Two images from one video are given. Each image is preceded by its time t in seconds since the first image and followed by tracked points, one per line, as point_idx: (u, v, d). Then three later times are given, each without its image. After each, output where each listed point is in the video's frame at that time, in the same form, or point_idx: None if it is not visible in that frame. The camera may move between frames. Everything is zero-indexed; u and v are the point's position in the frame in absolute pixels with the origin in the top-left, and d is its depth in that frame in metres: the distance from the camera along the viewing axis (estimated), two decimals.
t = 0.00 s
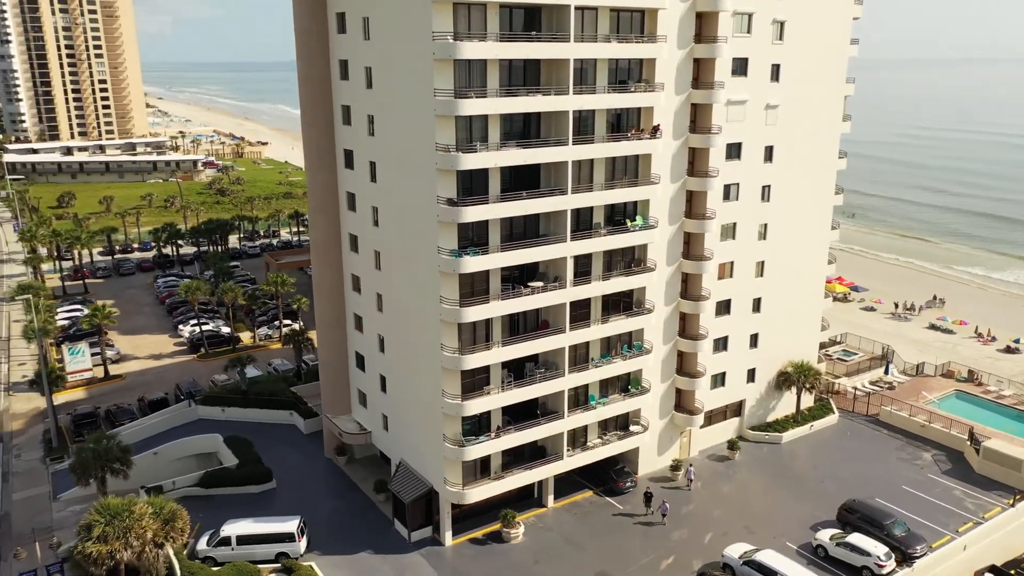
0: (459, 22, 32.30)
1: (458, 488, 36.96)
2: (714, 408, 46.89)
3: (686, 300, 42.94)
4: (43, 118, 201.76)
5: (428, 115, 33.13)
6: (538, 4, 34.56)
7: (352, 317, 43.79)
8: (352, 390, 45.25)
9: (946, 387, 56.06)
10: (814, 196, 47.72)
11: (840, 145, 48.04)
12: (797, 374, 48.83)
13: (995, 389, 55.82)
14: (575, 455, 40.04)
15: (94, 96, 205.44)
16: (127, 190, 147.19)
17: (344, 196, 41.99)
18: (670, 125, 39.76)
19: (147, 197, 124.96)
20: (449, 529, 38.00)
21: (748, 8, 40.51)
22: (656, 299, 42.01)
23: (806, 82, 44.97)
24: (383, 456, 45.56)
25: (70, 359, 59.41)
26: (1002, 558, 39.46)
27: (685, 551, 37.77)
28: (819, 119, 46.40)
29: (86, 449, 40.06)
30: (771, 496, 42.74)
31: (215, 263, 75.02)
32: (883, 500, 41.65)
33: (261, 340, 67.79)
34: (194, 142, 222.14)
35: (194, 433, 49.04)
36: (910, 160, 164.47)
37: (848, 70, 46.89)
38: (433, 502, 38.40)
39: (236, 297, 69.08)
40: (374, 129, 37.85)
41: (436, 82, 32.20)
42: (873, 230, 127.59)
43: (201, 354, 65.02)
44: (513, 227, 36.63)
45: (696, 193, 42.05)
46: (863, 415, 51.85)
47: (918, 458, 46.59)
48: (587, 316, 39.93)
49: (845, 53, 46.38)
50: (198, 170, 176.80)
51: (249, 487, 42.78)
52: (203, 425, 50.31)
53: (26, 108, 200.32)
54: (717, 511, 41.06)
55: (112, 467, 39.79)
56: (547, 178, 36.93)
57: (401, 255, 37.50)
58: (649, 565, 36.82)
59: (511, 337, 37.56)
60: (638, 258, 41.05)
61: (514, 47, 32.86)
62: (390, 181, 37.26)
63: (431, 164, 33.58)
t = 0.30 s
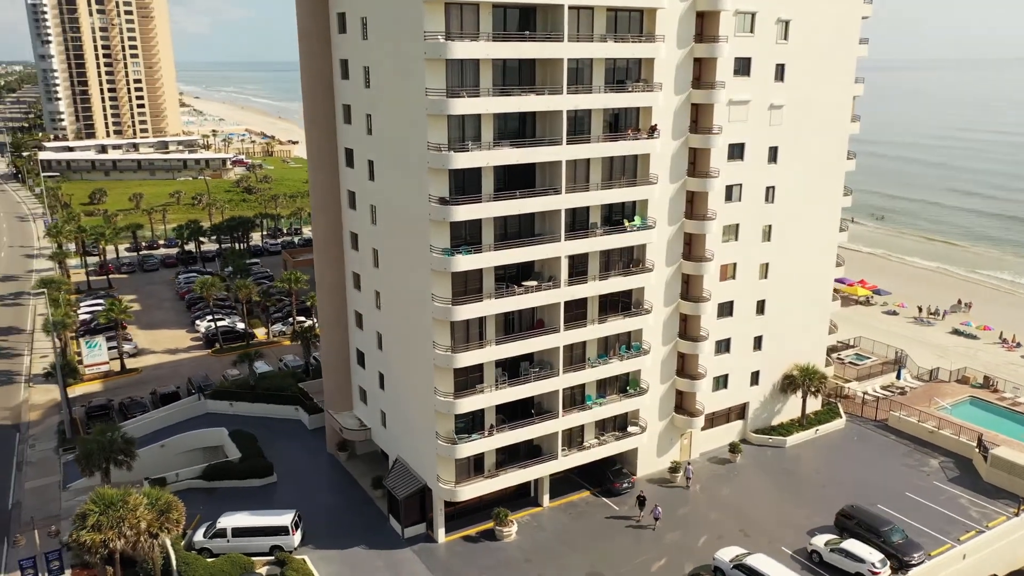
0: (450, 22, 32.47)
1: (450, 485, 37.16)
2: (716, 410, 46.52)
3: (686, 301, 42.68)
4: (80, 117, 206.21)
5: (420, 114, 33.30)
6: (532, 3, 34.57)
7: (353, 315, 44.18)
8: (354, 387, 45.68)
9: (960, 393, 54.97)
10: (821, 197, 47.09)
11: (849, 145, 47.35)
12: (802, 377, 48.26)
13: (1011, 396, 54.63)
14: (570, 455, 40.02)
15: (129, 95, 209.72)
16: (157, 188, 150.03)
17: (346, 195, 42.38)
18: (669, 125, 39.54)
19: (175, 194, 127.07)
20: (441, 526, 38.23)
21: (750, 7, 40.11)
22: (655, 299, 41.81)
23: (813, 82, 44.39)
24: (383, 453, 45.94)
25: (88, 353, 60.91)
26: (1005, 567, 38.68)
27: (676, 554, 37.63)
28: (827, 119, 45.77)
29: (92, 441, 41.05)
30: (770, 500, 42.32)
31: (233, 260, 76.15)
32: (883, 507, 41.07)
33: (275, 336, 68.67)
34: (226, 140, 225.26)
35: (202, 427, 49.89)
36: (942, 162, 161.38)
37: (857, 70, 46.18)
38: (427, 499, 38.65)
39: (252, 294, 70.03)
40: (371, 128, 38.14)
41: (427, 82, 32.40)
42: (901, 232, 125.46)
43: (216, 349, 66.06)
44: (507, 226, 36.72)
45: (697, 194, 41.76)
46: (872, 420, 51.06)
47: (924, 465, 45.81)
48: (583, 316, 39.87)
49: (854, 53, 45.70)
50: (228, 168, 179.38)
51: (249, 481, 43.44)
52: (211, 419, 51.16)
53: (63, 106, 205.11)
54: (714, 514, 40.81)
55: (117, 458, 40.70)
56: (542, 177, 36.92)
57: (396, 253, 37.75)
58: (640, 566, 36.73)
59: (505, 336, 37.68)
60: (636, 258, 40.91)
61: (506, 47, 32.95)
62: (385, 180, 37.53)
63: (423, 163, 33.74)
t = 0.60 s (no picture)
0: (445, 22, 32.68)
1: (445, 482, 37.37)
2: (720, 413, 46.12)
3: (688, 302, 42.38)
4: (119, 115, 210.66)
5: (414, 113, 33.53)
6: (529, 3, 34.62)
7: (357, 312, 44.60)
8: (358, 383, 46.13)
9: (978, 400, 53.78)
10: (831, 198, 46.43)
11: (860, 146, 46.60)
12: (810, 381, 47.62)
13: None
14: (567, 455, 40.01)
15: (166, 94, 213.78)
16: (189, 185, 152.88)
17: (349, 193, 42.78)
18: (670, 125, 39.32)
19: (205, 192, 129.21)
20: (437, 523, 38.47)
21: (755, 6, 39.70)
22: (656, 299, 41.60)
23: (821, 82, 43.80)
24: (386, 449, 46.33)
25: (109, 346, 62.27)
26: None
27: (671, 556, 37.41)
28: (836, 119, 45.12)
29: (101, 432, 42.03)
30: (772, 504, 41.87)
31: (253, 256, 77.26)
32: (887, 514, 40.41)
33: (292, 332, 69.53)
34: (260, 139, 228.45)
35: (212, 420, 50.69)
36: (979, 164, 157.80)
37: (869, 70, 45.46)
38: (423, 495, 38.91)
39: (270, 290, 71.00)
40: (371, 127, 38.45)
41: (422, 81, 32.65)
42: (932, 235, 123.02)
43: (233, 344, 67.10)
44: (504, 225, 36.84)
45: (701, 194, 41.43)
46: (883, 425, 50.20)
47: (934, 472, 44.93)
48: (582, 316, 39.84)
49: (865, 52, 45.00)
50: (259, 166, 181.95)
51: (253, 474, 44.09)
52: (222, 412, 51.97)
53: (102, 105, 209.89)
54: (713, 518, 40.49)
55: (124, 449, 41.61)
56: (539, 176, 36.95)
57: (393, 251, 38.02)
58: (633, 568, 36.58)
59: (502, 335, 37.78)
60: (637, 259, 40.76)
61: (501, 47, 33.06)
62: (384, 178, 37.80)
63: (418, 162, 33.95)
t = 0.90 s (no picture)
0: (443, 22, 32.87)
1: (442, 479, 37.56)
2: (727, 416, 45.70)
3: (693, 304, 42.04)
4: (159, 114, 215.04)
5: (412, 112, 33.71)
6: (528, 3, 34.65)
7: (363, 309, 45.00)
8: (364, 380, 46.57)
9: (998, 408, 52.45)
10: (843, 200, 45.67)
11: (874, 148, 45.80)
12: (820, 385, 46.92)
13: None
14: (566, 455, 39.97)
15: (204, 93, 217.67)
16: (223, 183, 155.56)
17: (356, 191, 43.18)
18: (673, 125, 39.07)
19: (237, 189, 131.36)
20: (435, 520, 38.74)
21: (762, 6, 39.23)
22: (659, 300, 41.35)
23: (832, 81, 43.10)
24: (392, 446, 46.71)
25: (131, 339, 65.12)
26: None
27: (667, 559, 37.20)
28: (848, 120, 44.38)
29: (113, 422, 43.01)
30: (775, 509, 41.37)
31: (276, 253, 78.38)
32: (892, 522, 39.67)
33: (310, 328, 70.41)
34: (295, 138, 231.44)
35: (225, 413, 51.59)
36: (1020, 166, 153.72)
37: (883, 70, 44.65)
38: (421, 492, 39.21)
39: (290, 286, 71.97)
40: (375, 126, 38.77)
41: (419, 81, 32.88)
42: (968, 239, 120.27)
43: (253, 339, 68.19)
44: (503, 223, 36.91)
45: (706, 195, 41.04)
46: (897, 432, 49.27)
47: (946, 481, 43.94)
48: (583, 316, 39.76)
49: (879, 51, 44.17)
50: (292, 165, 184.28)
51: (260, 467, 44.81)
52: (236, 406, 52.85)
53: (143, 104, 214.58)
54: (712, 521, 40.16)
55: (134, 440, 42.52)
56: (539, 176, 37.01)
57: (393, 249, 38.28)
58: (627, 569, 36.41)
59: (501, 333, 37.87)
60: (640, 259, 40.57)
61: (498, 47, 33.13)
62: (385, 177, 38.08)
63: (416, 160, 34.13)
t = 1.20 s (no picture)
0: (443, 22, 33.10)
1: (443, 476, 37.81)
2: (736, 419, 45.22)
3: (700, 305, 41.66)
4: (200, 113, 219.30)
5: (414, 112, 33.99)
6: (530, 3, 34.70)
7: (373, 306, 45.43)
8: (373, 377, 47.04)
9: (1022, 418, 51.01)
10: (859, 201, 44.83)
11: (892, 149, 44.91)
12: (833, 390, 46.15)
13: None
14: (568, 455, 39.93)
15: (244, 92, 221.44)
16: (260, 181, 158.25)
17: (366, 189, 43.61)
18: (680, 125, 38.79)
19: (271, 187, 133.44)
20: (436, 516, 39.02)
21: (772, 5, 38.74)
22: (666, 301, 41.07)
23: (847, 81, 42.35)
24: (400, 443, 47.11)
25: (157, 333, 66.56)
26: None
27: (666, 561, 36.97)
28: (864, 120, 43.58)
29: (128, 413, 44.10)
30: (781, 515, 40.84)
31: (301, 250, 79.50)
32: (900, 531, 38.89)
33: (331, 325, 71.31)
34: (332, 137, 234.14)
35: (241, 407, 52.49)
36: None
37: (901, 70, 43.77)
38: (423, 489, 39.52)
39: (312, 283, 72.96)
40: (381, 125, 39.11)
41: (419, 81, 33.17)
42: (1009, 244, 117.02)
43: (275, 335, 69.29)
44: (505, 222, 37.07)
45: (715, 196, 40.63)
46: (913, 440, 48.25)
47: (961, 491, 42.91)
48: (587, 316, 39.69)
49: (897, 50, 43.27)
50: (327, 163, 186.58)
51: (271, 460, 45.55)
52: (252, 400, 53.77)
53: (185, 103, 219.13)
54: (716, 525, 39.80)
55: (147, 431, 43.55)
56: (541, 175, 37.06)
57: (397, 247, 38.57)
58: (624, 571, 36.26)
59: (503, 332, 38.01)
60: (646, 260, 40.34)
61: (499, 47, 33.26)
62: (389, 175, 38.38)
63: (416, 159, 34.37)
